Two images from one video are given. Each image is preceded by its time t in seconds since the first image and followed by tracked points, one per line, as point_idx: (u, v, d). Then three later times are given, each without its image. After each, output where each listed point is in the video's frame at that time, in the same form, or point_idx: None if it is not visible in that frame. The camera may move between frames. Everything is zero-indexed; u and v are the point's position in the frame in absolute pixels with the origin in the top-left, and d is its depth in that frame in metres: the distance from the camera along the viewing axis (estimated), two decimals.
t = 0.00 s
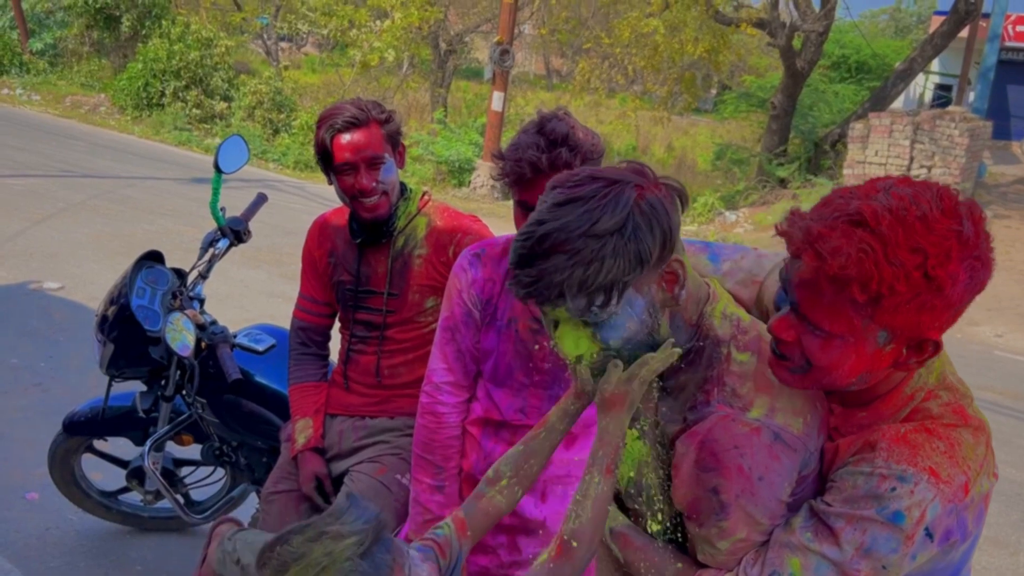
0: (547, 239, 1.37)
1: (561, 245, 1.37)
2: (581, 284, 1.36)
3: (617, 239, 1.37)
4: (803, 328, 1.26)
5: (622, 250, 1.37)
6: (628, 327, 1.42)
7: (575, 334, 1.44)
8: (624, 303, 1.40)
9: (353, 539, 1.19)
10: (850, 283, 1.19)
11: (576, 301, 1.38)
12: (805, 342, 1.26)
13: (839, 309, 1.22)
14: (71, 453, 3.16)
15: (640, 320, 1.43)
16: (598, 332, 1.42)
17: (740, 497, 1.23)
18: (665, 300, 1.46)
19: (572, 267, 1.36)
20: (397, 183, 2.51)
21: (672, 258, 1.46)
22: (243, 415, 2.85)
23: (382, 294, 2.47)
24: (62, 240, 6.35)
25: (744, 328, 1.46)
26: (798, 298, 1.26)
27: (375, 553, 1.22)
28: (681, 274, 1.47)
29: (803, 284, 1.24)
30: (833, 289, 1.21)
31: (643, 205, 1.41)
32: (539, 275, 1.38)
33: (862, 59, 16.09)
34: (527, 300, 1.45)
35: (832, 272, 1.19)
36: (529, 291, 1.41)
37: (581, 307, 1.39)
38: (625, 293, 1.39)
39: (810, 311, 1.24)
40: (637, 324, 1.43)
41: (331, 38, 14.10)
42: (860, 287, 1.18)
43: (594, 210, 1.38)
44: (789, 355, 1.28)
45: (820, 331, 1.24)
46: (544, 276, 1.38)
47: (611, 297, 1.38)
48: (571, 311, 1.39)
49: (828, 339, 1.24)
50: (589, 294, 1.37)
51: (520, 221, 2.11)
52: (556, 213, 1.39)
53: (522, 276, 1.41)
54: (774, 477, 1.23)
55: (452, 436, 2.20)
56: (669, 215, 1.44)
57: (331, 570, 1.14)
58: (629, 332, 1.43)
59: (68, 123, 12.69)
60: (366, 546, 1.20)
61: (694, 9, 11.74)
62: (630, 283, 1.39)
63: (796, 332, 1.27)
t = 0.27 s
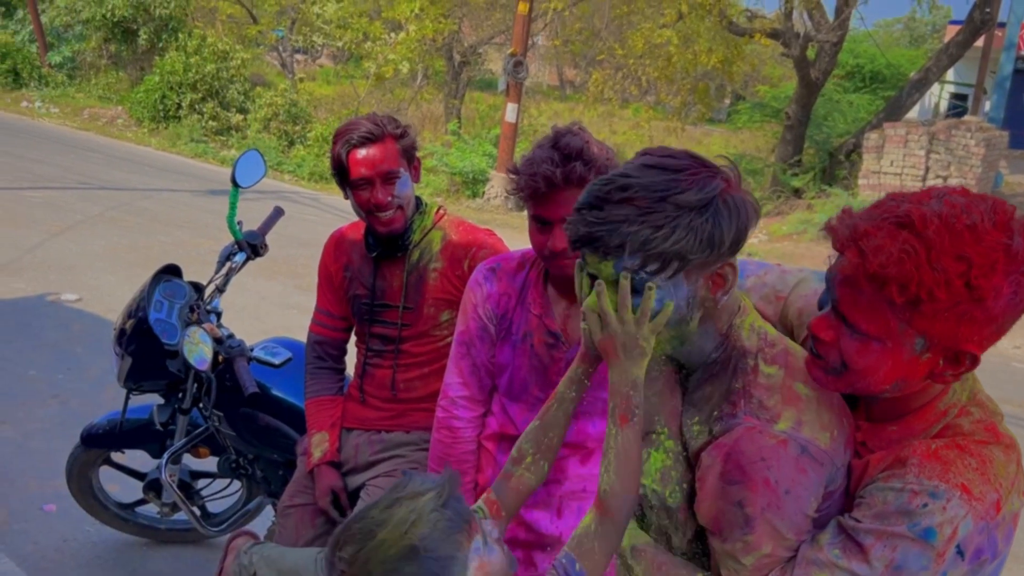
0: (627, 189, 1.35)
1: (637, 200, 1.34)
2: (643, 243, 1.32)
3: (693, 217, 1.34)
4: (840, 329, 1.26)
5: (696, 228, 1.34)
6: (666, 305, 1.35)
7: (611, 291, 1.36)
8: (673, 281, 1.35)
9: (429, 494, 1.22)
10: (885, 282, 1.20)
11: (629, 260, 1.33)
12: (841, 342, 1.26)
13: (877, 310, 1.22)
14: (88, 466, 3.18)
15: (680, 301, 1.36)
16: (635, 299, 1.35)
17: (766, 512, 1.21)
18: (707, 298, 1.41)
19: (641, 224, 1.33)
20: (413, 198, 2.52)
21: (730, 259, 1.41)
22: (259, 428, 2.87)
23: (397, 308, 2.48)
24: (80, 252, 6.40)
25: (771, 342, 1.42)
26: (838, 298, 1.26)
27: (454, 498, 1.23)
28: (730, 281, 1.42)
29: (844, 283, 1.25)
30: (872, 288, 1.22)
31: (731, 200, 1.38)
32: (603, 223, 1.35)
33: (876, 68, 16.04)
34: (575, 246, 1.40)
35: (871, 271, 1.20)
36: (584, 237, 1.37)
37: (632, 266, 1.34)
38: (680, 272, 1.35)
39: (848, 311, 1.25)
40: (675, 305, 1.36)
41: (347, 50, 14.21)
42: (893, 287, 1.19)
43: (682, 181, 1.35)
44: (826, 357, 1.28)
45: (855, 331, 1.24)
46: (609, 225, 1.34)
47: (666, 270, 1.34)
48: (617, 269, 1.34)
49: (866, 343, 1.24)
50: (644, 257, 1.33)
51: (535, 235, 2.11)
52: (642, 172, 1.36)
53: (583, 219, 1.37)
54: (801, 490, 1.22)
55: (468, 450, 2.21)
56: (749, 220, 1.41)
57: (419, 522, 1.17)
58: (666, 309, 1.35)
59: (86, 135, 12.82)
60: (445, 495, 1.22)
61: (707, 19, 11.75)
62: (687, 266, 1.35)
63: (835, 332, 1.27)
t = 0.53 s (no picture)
0: (605, 218, 1.36)
1: (606, 232, 1.35)
2: (606, 272, 1.36)
3: (653, 256, 1.32)
4: (896, 327, 1.23)
5: (653, 267, 1.32)
6: (641, 328, 1.38)
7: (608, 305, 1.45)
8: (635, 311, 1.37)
9: (435, 508, 1.07)
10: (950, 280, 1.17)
11: (603, 283, 1.39)
12: (895, 342, 1.23)
13: (938, 309, 1.19)
14: (120, 480, 3.22)
15: (648, 329, 1.37)
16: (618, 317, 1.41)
17: (800, 525, 1.18)
18: (688, 328, 1.36)
19: (605, 254, 1.35)
20: (443, 217, 2.54)
21: (707, 294, 1.34)
22: (290, 442, 2.90)
23: (426, 323, 2.49)
24: (110, 267, 6.49)
25: (809, 358, 1.35)
26: (895, 297, 1.23)
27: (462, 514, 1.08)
28: (714, 314, 1.35)
29: (906, 281, 1.22)
30: (938, 285, 1.18)
31: (699, 244, 1.31)
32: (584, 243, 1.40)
33: (902, 78, 15.93)
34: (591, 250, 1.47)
35: (939, 268, 1.17)
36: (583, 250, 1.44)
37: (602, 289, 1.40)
38: (640, 303, 1.36)
39: (907, 309, 1.21)
40: (645, 331, 1.38)
41: (372, 65, 14.37)
42: (957, 284, 1.16)
43: (650, 219, 1.32)
44: (879, 358, 1.26)
45: (913, 330, 1.21)
46: (588, 247, 1.39)
47: (630, 299, 1.36)
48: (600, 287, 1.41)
49: (921, 343, 1.21)
50: (612, 285, 1.37)
51: (563, 249, 2.11)
52: (625, 203, 1.36)
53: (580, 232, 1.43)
54: (834, 504, 1.18)
55: (497, 466, 2.21)
56: (725, 262, 1.32)
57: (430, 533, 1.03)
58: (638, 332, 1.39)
59: (117, 152, 13.02)
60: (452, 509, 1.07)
61: (731, 32, 11.75)
62: (654, 298, 1.35)
63: (889, 333, 1.24)
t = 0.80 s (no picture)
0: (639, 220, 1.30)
1: (639, 231, 1.28)
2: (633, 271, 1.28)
3: (683, 256, 1.24)
4: (933, 333, 1.21)
5: (681, 267, 1.24)
6: (662, 333, 1.27)
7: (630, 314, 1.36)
8: (660, 315, 1.27)
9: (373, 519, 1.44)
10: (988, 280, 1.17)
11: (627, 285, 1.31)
12: (932, 349, 1.21)
13: (977, 312, 1.18)
14: (155, 495, 3.26)
15: (669, 333, 1.27)
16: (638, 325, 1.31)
17: (832, 543, 1.17)
18: (713, 334, 1.26)
19: (635, 253, 1.28)
20: (473, 234, 2.55)
21: (735, 302, 1.26)
22: (321, 458, 2.91)
23: (456, 339, 2.50)
24: (145, 284, 6.58)
25: (841, 374, 1.31)
26: (933, 302, 1.21)
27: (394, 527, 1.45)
28: (739, 322, 1.27)
29: (943, 285, 1.21)
30: (978, 287, 1.18)
31: (738, 247, 1.24)
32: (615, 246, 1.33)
33: (935, 89, 15.77)
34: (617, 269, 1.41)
35: (978, 269, 1.17)
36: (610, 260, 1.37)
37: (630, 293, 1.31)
38: (665, 307, 1.27)
39: (944, 314, 1.19)
40: (664, 336, 1.27)
41: (402, 82, 14.52)
42: (996, 285, 1.16)
43: (686, 221, 1.26)
44: (916, 368, 1.23)
45: (951, 336, 1.19)
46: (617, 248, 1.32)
47: (655, 300, 1.27)
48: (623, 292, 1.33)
49: (959, 349, 1.19)
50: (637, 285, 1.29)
51: (590, 265, 2.11)
52: (662, 206, 1.30)
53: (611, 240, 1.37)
54: (867, 522, 1.17)
55: (525, 483, 2.19)
56: (761, 271, 1.25)
57: (361, 536, 1.37)
58: (656, 339, 1.29)
59: (152, 169, 13.23)
60: (388, 521, 1.43)
61: (761, 44, 11.70)
62: (680, 301, 1.26)
63: (926, 340, 1.21)
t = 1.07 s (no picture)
0: (675, 260, 1.28)
1: (682, 271, 1.27)
2: (686, 314, 1.26)
3: (737, 285, 1.23)
4: (971, 358, 1.22)
5: (740, 298, 1.23)
6: (725, 370, 1.25)
7: (675, 359, 1.32)
8: (725, 349, 1.25)
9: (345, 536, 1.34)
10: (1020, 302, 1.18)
11: (679, 329, 1.28)
12: (972, 376, 1.21)
13: (1015, 336, 1.18)
14: (191, 511, 3.29)
15: (736, 369, 1.25)
16: (695, 366, 1.29)
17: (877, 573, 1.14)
18: (774, 360, 1.26)
19: (684, 294, 1.26)
20: (506, 251, 2.54)
21: (793, 321, 1.26)
22: (357, 475, 2.94)
23: (490, 355, 2.49)
24: (182, 301, 6.67)
25: (877, 398, 1.30)
26: (969, 326, 1.22)
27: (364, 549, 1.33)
28: (800, 342, 1.27)
29: (978, 308, 1.22)
30: (1013, 310, 1.19)
31: (786, 266, 1.25)
32: (654, 293, 1.30)
33: (970, 99, 15.58)
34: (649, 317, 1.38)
35: (1013, 291, 1.18)
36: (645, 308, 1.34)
37: (683, 335, 1.28)
38: (729, 339, 1.25)
39: (981, 337, 1.21)
40: (731, 373, 1.25)
41: (433, 98, 14.66)
42: None
43: (728, 250, 1.25)
44: (955, 396, 1.24)
45: (989, 360, 1.20)
46: (658, 295, 1.29)
47: (714, 337, 1.25)
48: (673, 336, 1.30)
49: (999, 373, 1.19)
50: (693, 326, 1.26)
51: (625, 282, 2.10)
52: (695, 241, 1.28)
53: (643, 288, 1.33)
54: (913, 552, 1.14)
55: (562, 501, 2.17)
56: (811, 283, 1.26)
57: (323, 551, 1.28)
58: (721, 378, 1.26)
59: (188, 187, 13.42)
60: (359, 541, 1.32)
61: (792, 56, 11.65)
62: (740, 332, 1.25)
63: (964, 367, 1.22)
